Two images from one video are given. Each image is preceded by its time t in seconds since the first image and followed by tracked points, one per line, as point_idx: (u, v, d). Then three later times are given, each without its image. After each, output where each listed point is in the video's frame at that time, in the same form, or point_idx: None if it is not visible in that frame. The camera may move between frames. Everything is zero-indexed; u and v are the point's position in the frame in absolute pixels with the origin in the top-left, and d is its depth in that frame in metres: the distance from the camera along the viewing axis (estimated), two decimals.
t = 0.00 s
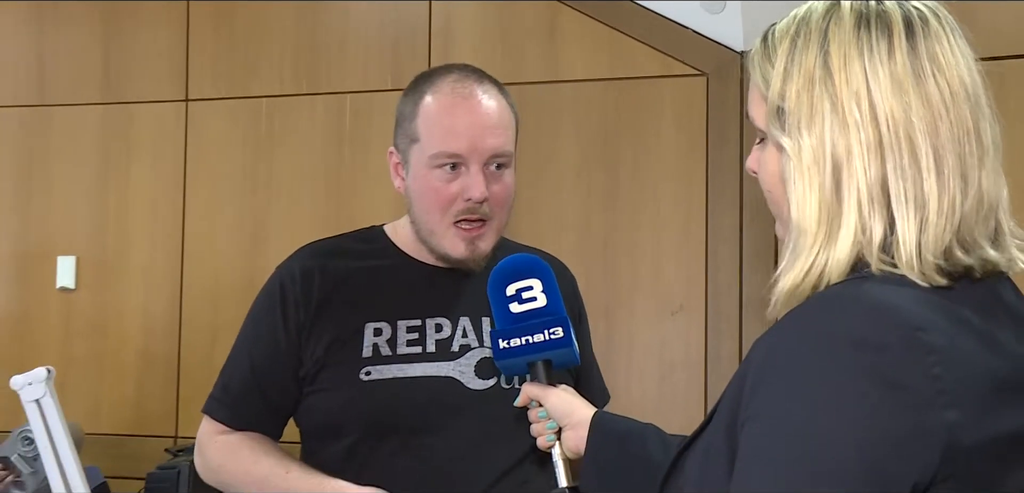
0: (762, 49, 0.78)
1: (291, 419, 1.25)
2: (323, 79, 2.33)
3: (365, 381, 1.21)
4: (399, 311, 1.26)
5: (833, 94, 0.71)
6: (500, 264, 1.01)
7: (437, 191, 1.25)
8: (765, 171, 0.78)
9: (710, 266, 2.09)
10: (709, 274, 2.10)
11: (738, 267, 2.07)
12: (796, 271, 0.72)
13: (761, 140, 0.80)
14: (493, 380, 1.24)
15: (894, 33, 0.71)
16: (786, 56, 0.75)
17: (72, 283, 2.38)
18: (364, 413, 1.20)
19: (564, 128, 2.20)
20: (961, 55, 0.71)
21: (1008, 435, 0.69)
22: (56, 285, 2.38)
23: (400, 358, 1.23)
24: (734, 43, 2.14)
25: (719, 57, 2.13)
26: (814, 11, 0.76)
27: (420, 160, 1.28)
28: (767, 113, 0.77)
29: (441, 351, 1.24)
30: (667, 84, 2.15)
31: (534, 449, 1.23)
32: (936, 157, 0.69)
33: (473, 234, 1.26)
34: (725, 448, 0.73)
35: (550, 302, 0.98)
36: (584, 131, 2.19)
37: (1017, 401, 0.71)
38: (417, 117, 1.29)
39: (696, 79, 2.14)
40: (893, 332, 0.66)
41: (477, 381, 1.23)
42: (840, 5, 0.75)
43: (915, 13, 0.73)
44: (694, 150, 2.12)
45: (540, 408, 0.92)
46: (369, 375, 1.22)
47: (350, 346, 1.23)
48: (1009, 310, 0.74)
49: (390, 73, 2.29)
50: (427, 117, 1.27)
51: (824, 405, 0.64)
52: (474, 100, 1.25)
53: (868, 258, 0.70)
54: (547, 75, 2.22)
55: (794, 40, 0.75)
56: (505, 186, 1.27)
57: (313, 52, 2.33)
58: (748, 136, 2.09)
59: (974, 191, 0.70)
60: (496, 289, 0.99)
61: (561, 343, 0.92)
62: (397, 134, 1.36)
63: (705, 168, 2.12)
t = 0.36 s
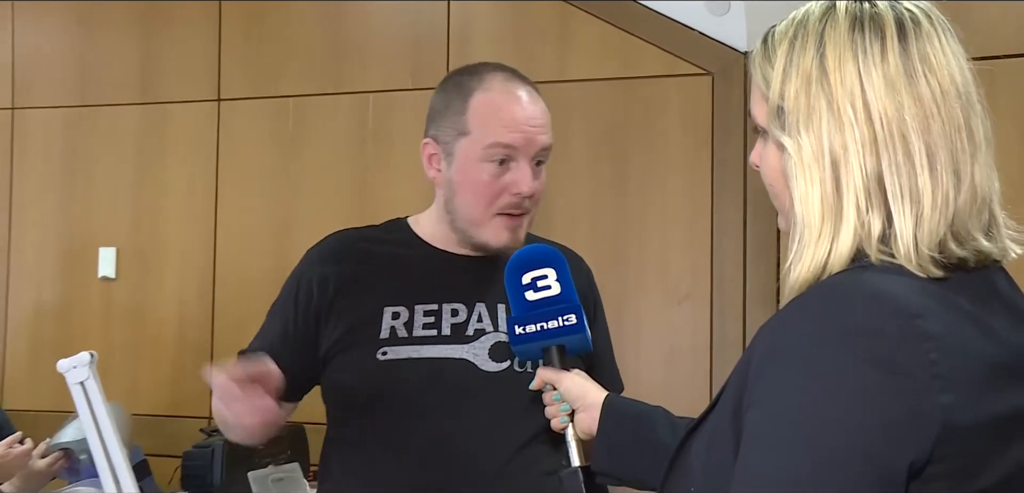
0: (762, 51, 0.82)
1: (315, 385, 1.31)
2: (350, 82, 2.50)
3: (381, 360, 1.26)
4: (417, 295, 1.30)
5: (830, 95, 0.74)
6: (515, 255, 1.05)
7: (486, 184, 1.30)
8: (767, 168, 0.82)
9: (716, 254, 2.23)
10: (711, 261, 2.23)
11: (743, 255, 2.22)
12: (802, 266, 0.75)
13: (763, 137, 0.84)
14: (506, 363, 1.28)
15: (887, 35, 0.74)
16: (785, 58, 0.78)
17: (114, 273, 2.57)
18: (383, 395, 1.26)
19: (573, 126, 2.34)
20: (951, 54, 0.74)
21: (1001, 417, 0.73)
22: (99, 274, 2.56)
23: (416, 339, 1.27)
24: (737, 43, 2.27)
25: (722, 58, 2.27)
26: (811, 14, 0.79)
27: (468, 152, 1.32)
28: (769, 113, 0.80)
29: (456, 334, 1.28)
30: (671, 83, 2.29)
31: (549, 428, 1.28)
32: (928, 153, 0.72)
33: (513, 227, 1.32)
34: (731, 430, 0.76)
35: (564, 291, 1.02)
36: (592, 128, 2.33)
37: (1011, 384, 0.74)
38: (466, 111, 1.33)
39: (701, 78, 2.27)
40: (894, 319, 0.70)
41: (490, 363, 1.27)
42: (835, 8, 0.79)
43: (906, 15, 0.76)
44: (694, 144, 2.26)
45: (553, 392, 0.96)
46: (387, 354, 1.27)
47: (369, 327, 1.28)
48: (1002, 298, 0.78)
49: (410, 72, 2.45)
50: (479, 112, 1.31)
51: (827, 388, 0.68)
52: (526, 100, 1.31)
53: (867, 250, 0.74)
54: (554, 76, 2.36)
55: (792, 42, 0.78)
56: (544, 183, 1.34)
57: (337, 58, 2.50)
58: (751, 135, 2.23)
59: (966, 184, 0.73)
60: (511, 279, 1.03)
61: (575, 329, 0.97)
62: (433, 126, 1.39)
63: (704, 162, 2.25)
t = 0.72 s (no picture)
0: (766, 50, 0.85)
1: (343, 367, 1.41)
2: (363, 74, 2.53)
3: (396, 344, 1.32)
4: (433, 284, 1.35)
5: (831, 92, 0.78)
6: (531, 249, 1.08)
7: (522, 191, 1.33)
8: (771, 163, 0.85)
9: (723, 242, 2.30)
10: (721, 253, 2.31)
11: (747, 246, 2.29)
12: (806, 256, 0.79)
13: (767, 134, 0.87)
14: (516, 349, 1.32)
15: (885, 34, 0.78)
16: (787, 57, 0.82)
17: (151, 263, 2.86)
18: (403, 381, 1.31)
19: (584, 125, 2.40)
20: (947, 51, 0.77)
21: (999, 401, 0.76)
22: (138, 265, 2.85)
23: (431, 325, 1.32)
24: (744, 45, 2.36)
25: (729, 58, 2.34)
26: (811, 15, 0.83)
27: (504, 161, 1.34)
28: (772, 110, 0.84)
29: (468, 320, 1.32)
30: (677, 82, 2.36)
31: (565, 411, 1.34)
32: (926, 146, 0.75)
33: (543, 230, 1.37)
34: (738, 414, 0.80)
35: (577, 279, 1.05)
36: (603, 128, 2.39)
37: (1007, 368, 0.77)
38: (504, 120, 1.35)
39: (709, 78, 2.34)
40: (893, 307, 0.73)
41: (500, 349, 1.32)
42: (836, 8, 0.82)
43: (904, 14, 0.79)
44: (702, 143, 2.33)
45: (569, 376, 0.99)
46: (401, 339, 1.32)
47: (386, 313, 1.34)
48: (997, 286, 0.81)
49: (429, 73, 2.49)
50: (517, 123, 1.34)
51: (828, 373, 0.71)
52: (561, 113, 1.35)
53: (867, 240, 0.77)
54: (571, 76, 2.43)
55: (795, 42, 0.82)
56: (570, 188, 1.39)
57: (346, 56, 2.54)
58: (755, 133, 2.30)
59: (962, 175, 0.76)
60: (528, 270, 1.07)
61: (589, 316, 1.00)
62: (465, 131, 1.40)
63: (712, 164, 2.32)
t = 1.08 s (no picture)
0: (772, 50, 0.89)
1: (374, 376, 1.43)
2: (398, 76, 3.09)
3: (420, 337, 1.35)
4: (452, 278, 1.38)
5: (835, 89, 0.81)
6: (550, 237, 1.13)
7: (513, 168, 1.37)
8: (779, 157, 0.89)
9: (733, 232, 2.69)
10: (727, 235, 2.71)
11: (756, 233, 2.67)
12: (812, 246, 0.82)
13: (774, 129, 0.91)
14: (534, 336, 1.35)
15: (886, 33, 0.81)
16: (793, 56, 0.86)
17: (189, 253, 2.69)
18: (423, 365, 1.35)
19: (603, 123, 2.85)
20: (946, 49, 0.81)
21: (996, 385, 0.79)
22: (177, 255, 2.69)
23: (451, 316, 1.36)
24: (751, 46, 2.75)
25: (739, 58, 2.73)
26: (816, 16, 0.86)
27: (496, 141, 1.39)
28: (779, 106, 0.87)
29: (487, 311, 1.36)
30: (694, 80, 2.76)
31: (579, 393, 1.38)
32: (925, 141, 0.79)
33: (541, 208, 1.38)
34: (745, 399, 0.83)
35: (593, 269, 1.09)
36: (619, 123, 2.83)
37: (1003, 353, 0.80)
38: (495, 103, 1.41)
39: (720, 77, 2.73)
40: (894, 294, 0.76)
41: (519, 337, 1.35)
42: (838, 9, 0.86)
43: (904, 14, 0.83)
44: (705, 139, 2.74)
45: (583, 361, 1.05)
46: (425, 332, 1.35)
47: (409, 308, 1.38)
48: (992, 274, 0.84)
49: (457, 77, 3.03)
50: (505, 103, 1.39)
51: (831, 359, 0.74)
52: (550, 94, 1.39)
53: (869, 231, 0.81)
54: (588, 75, 2.87)
55: (799, 42, 0.86)
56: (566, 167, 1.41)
57: (401, 70, 3.08)
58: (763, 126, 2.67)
59: (960, 168, 0.79)
60: (544, 260, 1.12)
61: (602, 305, 1.05)
62: (464, 120, 1.47)
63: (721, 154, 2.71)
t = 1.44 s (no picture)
0: (783, 50, 0.92)
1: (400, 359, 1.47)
2: (422, 76, 3.23)
3: (449, 324, 1.39)
4: (476, 267, 1.42)
5: (844, 86, 0.85)
6: (568, 228, 1.18)
7: (535, 162, 1.40)
8: (790, 152, 0.93)
9: (743, 225, 2.79)
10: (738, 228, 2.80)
11: (764, 225, 2.76)
12: (821, 236, 0.85)
13: (785, 125, 0.94)
14: (556, 320, 1.39)
15: (893, 32, 0.84)
16: (803, 55, 0.89)
17: (228, 245, 3.53)
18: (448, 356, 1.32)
19: (616, 120, 2.98)
20: (951, 47, 0.84)
21: (1000, 370, 0.81)
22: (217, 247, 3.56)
23: (477, 304, 1.39)
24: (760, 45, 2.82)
25: (747, 58, 2.81)
26: (825, 16, 0.90)
27: (518, 135, 1.42)
28: (790, 103, 0.91)
29: (511, 298, 1.39)
30: (703, 80, 2.86)
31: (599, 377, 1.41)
32: (932, 135, 0.82)
33: (560, 201, 1.42)
34: (758, 385, 0.86)
35: (610, 259, 1.14)
36: (631, 120, 2.96)
37: (1006, 340, 0.83)
38: (517, 98, 1.43)
39: (729, 76, 2.82)
40: (900, 283, 0.79)
41: (541, 321, 1.39)
42: (847, 9, 0.89)
43: (910, 13, 0.86)
44: (719, 136, 2.83)
45: (601, 347, 1.09)
46: (454, 319, 1.39)
47: (435, 298, 1.41)
48: (995, 263, 0.87)
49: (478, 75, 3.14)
50: (528, 97, 1.42)
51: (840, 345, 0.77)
52: (569, 91, 1.43)
53: (877, 222, 0.84)
54: (603, 75, 3.00)
55: (809, 41, 0.89)
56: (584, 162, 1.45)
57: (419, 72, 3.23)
58: (772, 121, 2.76)
59: (965, 161, 0.82)
60: (564, 250, 1.16)
61: (619, 293, 1.09)
62: (485, 113, 1.49)
63: (732, 150, 2.81)
